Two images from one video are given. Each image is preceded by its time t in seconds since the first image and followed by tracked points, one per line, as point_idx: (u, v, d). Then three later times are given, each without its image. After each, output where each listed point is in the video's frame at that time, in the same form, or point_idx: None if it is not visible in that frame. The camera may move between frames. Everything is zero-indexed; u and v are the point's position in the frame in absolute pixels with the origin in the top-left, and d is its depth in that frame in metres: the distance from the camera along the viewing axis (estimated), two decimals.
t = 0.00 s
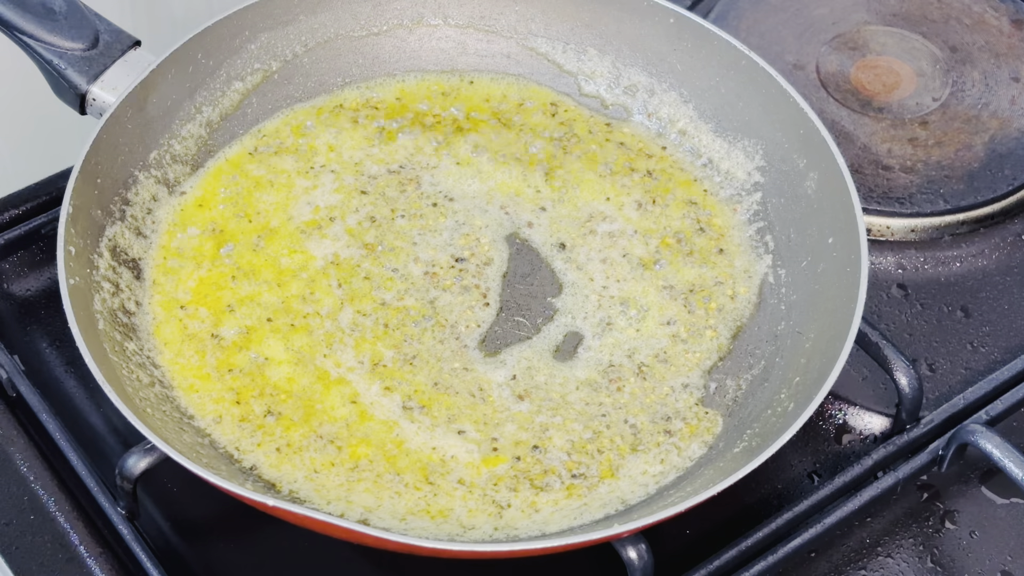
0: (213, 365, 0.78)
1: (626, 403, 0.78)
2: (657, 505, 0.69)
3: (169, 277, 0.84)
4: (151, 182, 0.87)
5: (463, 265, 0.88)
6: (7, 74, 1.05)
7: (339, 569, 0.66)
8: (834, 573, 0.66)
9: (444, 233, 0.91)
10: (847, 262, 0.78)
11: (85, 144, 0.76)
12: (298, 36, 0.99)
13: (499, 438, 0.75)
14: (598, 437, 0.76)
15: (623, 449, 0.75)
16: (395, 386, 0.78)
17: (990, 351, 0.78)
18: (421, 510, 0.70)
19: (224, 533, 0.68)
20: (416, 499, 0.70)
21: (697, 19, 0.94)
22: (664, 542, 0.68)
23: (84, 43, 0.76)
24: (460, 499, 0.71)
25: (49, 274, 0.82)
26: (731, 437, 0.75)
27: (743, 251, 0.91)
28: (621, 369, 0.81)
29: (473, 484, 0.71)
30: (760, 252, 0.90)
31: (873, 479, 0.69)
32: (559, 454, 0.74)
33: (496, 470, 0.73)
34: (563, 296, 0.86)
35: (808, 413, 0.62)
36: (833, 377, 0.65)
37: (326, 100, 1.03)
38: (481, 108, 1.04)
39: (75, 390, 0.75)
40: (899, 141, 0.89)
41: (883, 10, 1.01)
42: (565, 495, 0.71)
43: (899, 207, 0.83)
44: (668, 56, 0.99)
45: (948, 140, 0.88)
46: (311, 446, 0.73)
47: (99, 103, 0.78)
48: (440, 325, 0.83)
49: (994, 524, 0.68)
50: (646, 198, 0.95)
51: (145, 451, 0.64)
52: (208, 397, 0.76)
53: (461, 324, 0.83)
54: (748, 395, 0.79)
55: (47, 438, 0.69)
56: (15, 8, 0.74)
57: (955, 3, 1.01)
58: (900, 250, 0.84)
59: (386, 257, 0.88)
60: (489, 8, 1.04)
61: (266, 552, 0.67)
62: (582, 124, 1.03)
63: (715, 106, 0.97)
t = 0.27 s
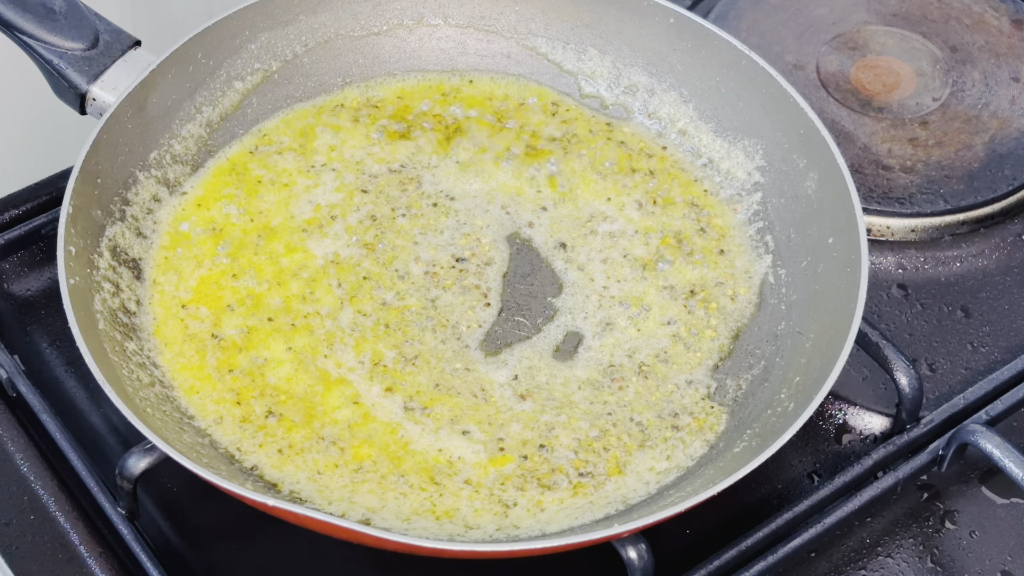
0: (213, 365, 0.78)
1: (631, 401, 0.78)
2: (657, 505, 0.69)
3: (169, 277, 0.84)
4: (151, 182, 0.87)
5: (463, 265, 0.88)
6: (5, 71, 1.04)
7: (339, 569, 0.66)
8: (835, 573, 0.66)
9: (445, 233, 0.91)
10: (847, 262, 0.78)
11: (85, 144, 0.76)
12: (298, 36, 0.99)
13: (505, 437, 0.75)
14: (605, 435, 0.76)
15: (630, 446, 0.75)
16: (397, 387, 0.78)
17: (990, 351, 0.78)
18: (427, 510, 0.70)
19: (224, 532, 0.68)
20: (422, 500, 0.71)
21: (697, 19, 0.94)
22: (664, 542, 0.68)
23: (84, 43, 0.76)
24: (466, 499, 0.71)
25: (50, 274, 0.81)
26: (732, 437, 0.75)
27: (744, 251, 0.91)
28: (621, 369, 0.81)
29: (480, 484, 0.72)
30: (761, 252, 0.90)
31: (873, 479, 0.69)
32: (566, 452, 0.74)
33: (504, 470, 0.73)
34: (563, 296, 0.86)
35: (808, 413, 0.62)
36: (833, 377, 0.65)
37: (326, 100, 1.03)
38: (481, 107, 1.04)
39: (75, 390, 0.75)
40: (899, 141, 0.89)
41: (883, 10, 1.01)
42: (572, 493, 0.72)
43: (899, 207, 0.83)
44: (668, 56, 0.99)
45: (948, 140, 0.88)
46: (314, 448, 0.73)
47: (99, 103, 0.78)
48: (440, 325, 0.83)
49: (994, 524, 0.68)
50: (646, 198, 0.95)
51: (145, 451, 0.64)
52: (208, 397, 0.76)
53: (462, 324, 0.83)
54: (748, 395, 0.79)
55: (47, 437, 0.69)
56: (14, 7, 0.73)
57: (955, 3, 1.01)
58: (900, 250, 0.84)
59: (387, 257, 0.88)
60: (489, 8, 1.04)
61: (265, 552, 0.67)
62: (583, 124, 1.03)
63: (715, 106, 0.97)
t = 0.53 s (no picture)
0: (214, 366, 0.78)
1: (635, 399, 0.79)
2: (658, 504, 0.69)
3: (168, 277, 0.84)
4: (151, 182, 0.87)
5: (464, 265, 0.88)
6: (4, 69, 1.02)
7: (339, 569, 0.66)
8: (835, 573, 0.66)
9: (446, 233, 0.91)
10: (847, 262, 0.78)
11: (85, 144, 0.76)
12: (298, 36, 0.99)
13: (510, 438, 0.75)
14: (611, 433, 0.76)
15: (636, 443, 0.76)
16: (397, 388, 0.78)
17: (990, 351, 0.78)
18: (431, 511, 0.70)
19: (224, 532, 0.68)
20: (427, 500, 0.71)
21: (697, 19, 0.94)
22: (664, 542, 0.68)
23: (84, 43, 0.76)
24: (471, 499, 0.71)
25: (50, 274, 0.81)
26: (732, 437, 0.75)
27: (744, 251, 0.91)
28: (622, 369, 0.81)
29: (486, 484, 0.72)
30: (760, 252, 0.90)
31: (873, 479, 0.69)
32: (573, 451, 0.74)
33: (510, 470, 0.73)
34: (563, 296, 0.86)
35: (808, 413, 0.62)
36: (833, 378, 0.65)
37: (326, 100, 1.03)
38: (482, 107, 1.04)
39: (75, 390, 0.75)
40: (899, 141, 0.89)
41: (883, 10, 1.01)
42: (578, 492, 0.72)
43: (899, 207, 0.83)
44: (668, 56, 0.99)
45: (948, 140, 0.88)
46: (316, 450, 0.73)
47: (99, 103, 0.78)
48: (441, 325, 0.83)
49: (994, 524, 0.68)
50: (647, 198, 0.95)
51: (145, 451, 0.64)
52: (208, 398, 0.76)
53: (463, 324, 0.83)
54: (748, 395, 0.79)
55: (47, 437, 0.69)
56: (14, 7, 0.73)
57: (955, 3, 1.01)
58: (900, 250, 0.84)
59: (388, 257, 0.88)
60: (489, 8, 1.04)
61: (265, 552, 0.67)
62: (583, 123, 1.03)
63: (715, 106, 0.97)
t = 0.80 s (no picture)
0: (214, 366, 0.78)
1: (638, 397, 0.79)
2: (658, 505, 0.69)
3: (168, 278, 0.84)
4: (151, 183, 0.87)
5: (464, 265, 0.88)
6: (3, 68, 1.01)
7: (338, 569, 0.66)
8: (835, 573, 0.66)
9: (447, 233, 0.91)
10: (847, 262, 0.78)
11: (85, 144, 0.76)
12: (298, 37, 1.00)
13: (515, 438, 0.75)
14: (616, 431, 0.76)
15: (642, 439, 0.76)
16: (398, 389, 0.78)
17: (990, 351, 0.78)
18: (436, 511, 0.70)
19: (224, 532, 0.68)
20: (432, 501, 0.71)
21: (697, 19, 0.94)
22: (664, 542, 0.68)
23: (84, 43, 0.76)
24: (475, 499, 0.71)
25: (50, 274, 0.81)
26: (732, 437, 0.75)
27: (744, 251, 0.91)
28: (621, 369, 0.81)
29: (492, 484, 0.72)
30: (760, 252, 0.90)
31: (873, 479, 0.69)
32: (580, 451, 0.75)
33: (517, 469, 0.73)
34: (563, 296, 0.86)
35: (808, 413, 0.62)
36: (833, 378, 0.65)
37: (326, 100, 1.03)
38: (482, 106, 1.04)
39: (75, 390, 0.75)
40: (899, 141, 0.89)
41: (883, 10, 1.01)
42: (584, 490, 0.72)
43: (899, 207, 0.83)
44: (668, 56, 0.99)
45: (948, 140, 0.88)
46: (318, 451, 0.73)
47: (99, 103, 0.78)
48: (441, 325, 0.83)
49: (994, 524, 0.68)
50: (647, 198, 0.95)
51: (145, 451, 0.64)
52: (209, 398, 0.76)
53: (463, 324, 0.83)
54: (748, 395, 0.79)
55: (47, 437, 0.69)
56: (14, 7, 0.73)
57: (955, 3, 1.01)
58: (900, 250, 0.84)
59: (388, 257, 0.88)
60: (489, 8, 1.04)
61: (265, 552, 0.67)
62: (583, 123, 1.03)
63: (715, 106, 0.98)
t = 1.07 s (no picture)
0: (216, 365, 0.78)
1: (642, 396, 0.79)
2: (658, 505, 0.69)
3: (168, 277, 0.84)
4: (151, 182, 0.87)
5: (464, 265, 0.88)
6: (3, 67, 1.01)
7: (338, 569, 0.66)
8: (835, 573, 0.66)
9: (447, 232, 0.91)
10: (847, 262, 0.78)
11: (85, 144, 0.76)
12: (298, 36, 1.00)
13: (520, 437, 0.75)
14: (621, 429, 0.76)
15: (648, 436, 0.76)
16: (399, 390, 0.78)
17: (990, 351, 0.78)
18: (441, 511, 0.70)
19: (224, 532, 0.68)
20: (437, 501, 0.71)
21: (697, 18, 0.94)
22: (665, 542, 0.68)
23: (84, 43, 0.76)
24: (480, 498, 0.71)
25: (49, 274, 0.81)
26: (732, 438, 0.75)
27: (744, 251, 0.91)
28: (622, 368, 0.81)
29: (497, 484, 0.72)
30: (760, 251, 0.91)
31: (873, 479, 0.69)
32: (585, 449, 0.75)
33: (522, 468, 0.73)
34: (563, 296, 0.86)
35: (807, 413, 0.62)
36: (833, 378, 0.65)
37: (326, 99, 1.02)
38: (483, 106, 1.04)
39: (75, 390, 0.75)
40: (899, 141, 0.89)
41: (883, 10, 1.01)
42: (587, 490, 0.72)
43: (899, 207, 0.83)
44: (668, 56, 0.99)
45: (948, 140, 0.88)
46: (320, 453, 0.73)
47: (99, 103, 0.78)
48: (441, 325, 0.83)
49: (994, 524, 0.68)
50: (647, 199, 0.95)
51: (145, 451, 0.64)
52: (211, 399, 0.76)
53: (464, 325, 0.83)
54: (748, 395, 0.79)
55: (47, 437, 0.69)
56: (14, 6, 0.73)
57: (955, 3, 1.01)
58: (900, 250, 0.84)
59: (389, 258, 0.88)
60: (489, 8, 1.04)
61: (265, 552, 0.67)
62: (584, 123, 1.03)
63: (715, 105, 0.98)
